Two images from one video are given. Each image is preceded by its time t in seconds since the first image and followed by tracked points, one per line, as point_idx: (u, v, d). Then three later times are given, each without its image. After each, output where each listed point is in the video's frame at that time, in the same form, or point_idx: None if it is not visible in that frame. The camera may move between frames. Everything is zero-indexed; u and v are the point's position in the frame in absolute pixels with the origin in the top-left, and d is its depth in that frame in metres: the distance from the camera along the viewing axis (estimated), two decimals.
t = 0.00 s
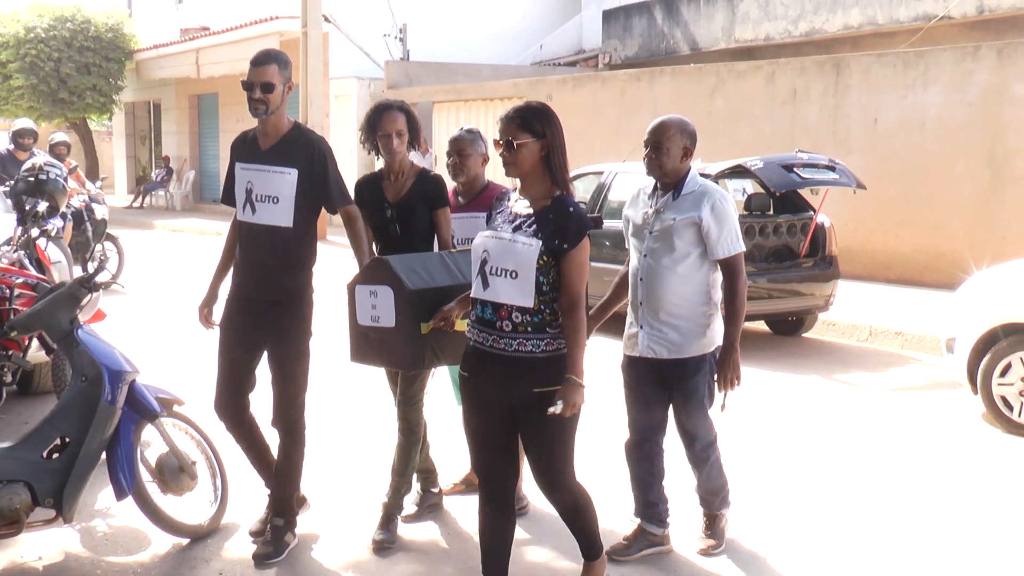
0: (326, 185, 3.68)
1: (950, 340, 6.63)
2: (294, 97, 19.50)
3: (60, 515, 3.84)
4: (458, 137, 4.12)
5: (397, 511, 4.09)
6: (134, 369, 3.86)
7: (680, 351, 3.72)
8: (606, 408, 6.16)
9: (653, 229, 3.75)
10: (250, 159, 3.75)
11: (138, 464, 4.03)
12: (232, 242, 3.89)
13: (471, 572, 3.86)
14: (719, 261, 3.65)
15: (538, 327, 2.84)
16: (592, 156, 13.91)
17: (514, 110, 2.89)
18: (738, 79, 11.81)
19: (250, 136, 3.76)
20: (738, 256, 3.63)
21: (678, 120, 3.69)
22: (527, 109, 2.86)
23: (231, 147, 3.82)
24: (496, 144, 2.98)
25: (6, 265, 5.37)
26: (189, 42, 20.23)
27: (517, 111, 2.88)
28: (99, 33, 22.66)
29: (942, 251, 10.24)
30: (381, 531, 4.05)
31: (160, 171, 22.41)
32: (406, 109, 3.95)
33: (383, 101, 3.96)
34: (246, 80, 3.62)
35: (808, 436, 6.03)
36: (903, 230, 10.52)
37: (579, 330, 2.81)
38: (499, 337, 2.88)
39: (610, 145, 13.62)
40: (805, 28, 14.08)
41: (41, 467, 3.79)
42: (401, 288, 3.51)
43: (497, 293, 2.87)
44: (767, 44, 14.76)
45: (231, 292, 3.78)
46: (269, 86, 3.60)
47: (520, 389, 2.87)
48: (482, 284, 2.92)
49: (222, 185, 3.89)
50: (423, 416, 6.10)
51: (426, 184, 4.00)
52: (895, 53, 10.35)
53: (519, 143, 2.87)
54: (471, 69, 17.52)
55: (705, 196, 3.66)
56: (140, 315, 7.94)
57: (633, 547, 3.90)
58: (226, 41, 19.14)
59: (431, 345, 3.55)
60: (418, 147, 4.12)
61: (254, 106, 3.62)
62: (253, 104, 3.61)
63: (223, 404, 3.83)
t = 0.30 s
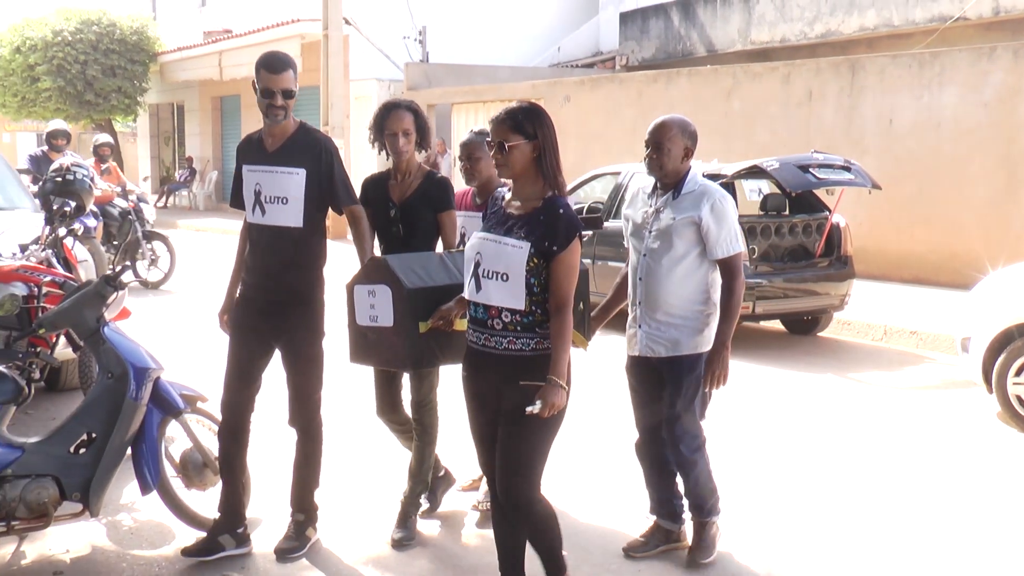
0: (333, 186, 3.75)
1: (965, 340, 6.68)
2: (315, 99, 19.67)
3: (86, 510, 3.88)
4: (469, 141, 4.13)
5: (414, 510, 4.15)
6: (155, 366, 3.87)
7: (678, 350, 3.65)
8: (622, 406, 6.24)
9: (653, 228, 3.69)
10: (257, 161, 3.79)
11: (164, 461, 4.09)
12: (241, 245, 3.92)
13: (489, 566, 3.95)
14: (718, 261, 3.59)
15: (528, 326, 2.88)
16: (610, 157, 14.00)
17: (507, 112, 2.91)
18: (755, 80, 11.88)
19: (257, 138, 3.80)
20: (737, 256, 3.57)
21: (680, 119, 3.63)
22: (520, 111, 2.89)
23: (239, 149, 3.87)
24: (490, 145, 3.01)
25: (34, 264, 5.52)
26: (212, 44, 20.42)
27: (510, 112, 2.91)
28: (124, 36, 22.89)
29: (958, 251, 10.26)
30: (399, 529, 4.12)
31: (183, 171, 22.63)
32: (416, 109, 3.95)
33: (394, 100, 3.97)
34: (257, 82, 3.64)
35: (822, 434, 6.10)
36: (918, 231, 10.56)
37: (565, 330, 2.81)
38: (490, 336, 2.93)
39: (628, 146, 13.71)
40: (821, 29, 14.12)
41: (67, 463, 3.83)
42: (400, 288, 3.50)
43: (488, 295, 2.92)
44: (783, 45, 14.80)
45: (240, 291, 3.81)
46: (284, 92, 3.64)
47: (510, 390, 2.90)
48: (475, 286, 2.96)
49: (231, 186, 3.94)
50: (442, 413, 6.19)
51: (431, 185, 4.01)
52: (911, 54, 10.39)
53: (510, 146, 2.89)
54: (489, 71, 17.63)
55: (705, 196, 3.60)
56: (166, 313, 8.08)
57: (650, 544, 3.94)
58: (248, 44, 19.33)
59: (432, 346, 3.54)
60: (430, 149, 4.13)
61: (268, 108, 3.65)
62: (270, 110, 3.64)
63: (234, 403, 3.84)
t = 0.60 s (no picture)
0: (326, 184, 3.71)
1: (976, 338, 6.72)
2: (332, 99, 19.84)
3: (109, 503, 3.90)
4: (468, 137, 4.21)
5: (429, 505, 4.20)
6: (177, 362, 3.89)
7: (682, 353, 3.54)
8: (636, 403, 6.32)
9: (656, 230, 3.60)
10: (247, 162, 3.71)
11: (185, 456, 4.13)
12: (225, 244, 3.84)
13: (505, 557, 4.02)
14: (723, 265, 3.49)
15: (522, 326, 2.83)
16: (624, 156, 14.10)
17: (501, 111, 2.87)
18: (768, 80, 11.94)
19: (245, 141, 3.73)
20: (742, 260, 3.48)
21: (684, 121, 3.57)
22: (514, 110, 2.84)
23: (220, 151, 3.78)
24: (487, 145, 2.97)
25: (58, 260, 5.59)
26: (231, 44, 20.62)
27: (504, 111, 2.86)
28: (145, 37, 23.12)
29: (969, 250, 10.30)
30: (416, 522, 4.17)
31: (202, 170, 22.86)
32: (410, 106, 3.93)
33: (389, 97, 3.95)
34: (256, 85, 3.62)
35: (834, 434, 6.10)
36: (930, 230, 10.61)
37: (565, 331, 2.77)
38: (486, 335, 2.90)
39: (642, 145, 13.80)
40: (833, 30, 14.16)
41: (89, 456, 3.84)
42: (398, 288, 3.32)
43: (485, 296, 2.88)
44: (795, 46, 14.86)
45: (232, 292, 3.76)
46: (288, 95, 3.63)
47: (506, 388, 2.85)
48: (473, 287, 2.93)
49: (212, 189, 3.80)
50: (458, 408, 6.29)
51: (432, 182, 3.93)
52: (923, 55, 10.44)
53: (506, 145, 2.85)
54: (504, 71, 17.75)
55: (711, 198, 3.51)
56: (188, 310, 8.20)
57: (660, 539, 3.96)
58: (266, 44, 19.51)
59: (432, 347, 3.36)
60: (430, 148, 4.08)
61: (272, 109, 3.62)
62: (278, 113, 3.62)
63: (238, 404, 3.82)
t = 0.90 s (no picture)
0: (309, 182, 3.71)
1: (983, 336, 6.79)
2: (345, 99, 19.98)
3: (126, 496, 3.94)
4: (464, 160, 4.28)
5: (439, 500, 4.28)
6: (195, 357, 3.97)
7: (681, 359, 3.56)
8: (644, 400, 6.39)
9: (659, 232, 3.59)
10: (227, 162, 3.67)
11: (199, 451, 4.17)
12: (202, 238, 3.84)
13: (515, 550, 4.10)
14: (725, 269, 3.47)
15: (509, 331, 2.79)
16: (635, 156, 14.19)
17: (498, 111, 2.81)
18: (776, 81, 12.01)
19: (225, 141, 3.69)
20: (744, 264, 3.45)
21: (689, 121, 3.54)
22: (511, 110, 2.79)
23: (202, 150, 3.72)
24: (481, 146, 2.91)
25: (76, 258, 5.68)
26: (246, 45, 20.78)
27: (500, 111, 2.80)
28: (161, 38, 23.30)
29: (976, 249, 10.36)
30: (427, 517, 4.25)
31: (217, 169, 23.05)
32: (397, 105, 3.85)
33: (375, 98, 3.87)
34: (240, 85, 3.59)
35: (840, 431, 6.17)
36: (937, 228, 10.67)
37: (552, 335, 2.71)
38: (474, 339, 2.87)
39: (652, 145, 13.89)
40: (841, 30, 14.22)
41: (107, 450, 3.89)
42: (390, 288, 3.30)
43: (474, 298, 2.84)
44: (803, 46, 14.92)
45: (217, 292, 3.73)
46: (272, 93, 3.62)
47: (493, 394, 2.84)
48: (463, 289, 2.89)
49: (190, 190, 3.76)
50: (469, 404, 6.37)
51: (423, 180, 3.85)
52: (931, 55, 10.49)
53: (502, 146, 2.79)
54: (515, 72, 17.86)
55: (714, 201, 3.49)
56: (203, 308, 8.32)
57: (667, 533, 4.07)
58: (280, 45, 19.66)
59: (423, 349, 3.33)
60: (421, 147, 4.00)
61: (256, 108, 3.61)
62: (263, 110, 3.60)
63: (231, 405, 3.83)
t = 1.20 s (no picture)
0: (299, 181, 3.72)
1: (992, 332, 6.84)
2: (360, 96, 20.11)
3: (143, 487, 3.99)
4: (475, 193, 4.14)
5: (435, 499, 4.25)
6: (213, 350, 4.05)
7: (693, 360, 3.55)
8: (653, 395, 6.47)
9: (667, 231, 3.58)
10: (218, 160, 3.68)
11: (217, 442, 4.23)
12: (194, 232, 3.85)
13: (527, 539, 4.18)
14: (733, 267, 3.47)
15: (500, 329, 2.81)
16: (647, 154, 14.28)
17: (495, 105, 2.82)
18: (787, 78, 12.06)
19: (215, 139, 3.70)
20: (753, 262, 3.46)
21: (695, 117, 3.54)
22: (509, 105, 2.80)
23: (190, 148, 3.72)
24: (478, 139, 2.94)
25: (95, 252, 5.77)
26: (262, 43, 20.95)
27: (497, 105, 2.82)
28: (179, 36, 23.48)
29: (985, 246, 10.40)
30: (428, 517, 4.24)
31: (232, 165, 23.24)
32: (397, 103, 3.86)
33: (374, 96, 3.87)
34: (228, 85, 3.58)
35: (849, 427, 6.23)
36: (946, 225, 10.71)
37: (546, 332, 2.74)
38: (468, 339, 2.89)
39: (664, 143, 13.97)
40: (851, 28, 14.27)
41: (126, 441, 3.95)
42: (383, 282, 3.32)
43: (467, 295, 2.86)
44: (814, 44, 14.96)
45: (210, 289, 3.76)
46: (261, 94, 3.61)
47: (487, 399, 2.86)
48: (456, 286, 2.92)
49: (181, 186, 3.79)
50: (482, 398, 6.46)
51: (421, 177, 3.92)
52: (940, 53, 10.53)
53: (498, 140, 2.81)
54: (527, 69, 17.95)
55: (721, 198, 3.49)
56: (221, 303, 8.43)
57: (646, 538, 3.94)
58: (296, 43, 19.80)
59: (414, 344, 3.37)
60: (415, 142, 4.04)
61: (243, 109, 3.60)
62: (250, 112, 3.59)
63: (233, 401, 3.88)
